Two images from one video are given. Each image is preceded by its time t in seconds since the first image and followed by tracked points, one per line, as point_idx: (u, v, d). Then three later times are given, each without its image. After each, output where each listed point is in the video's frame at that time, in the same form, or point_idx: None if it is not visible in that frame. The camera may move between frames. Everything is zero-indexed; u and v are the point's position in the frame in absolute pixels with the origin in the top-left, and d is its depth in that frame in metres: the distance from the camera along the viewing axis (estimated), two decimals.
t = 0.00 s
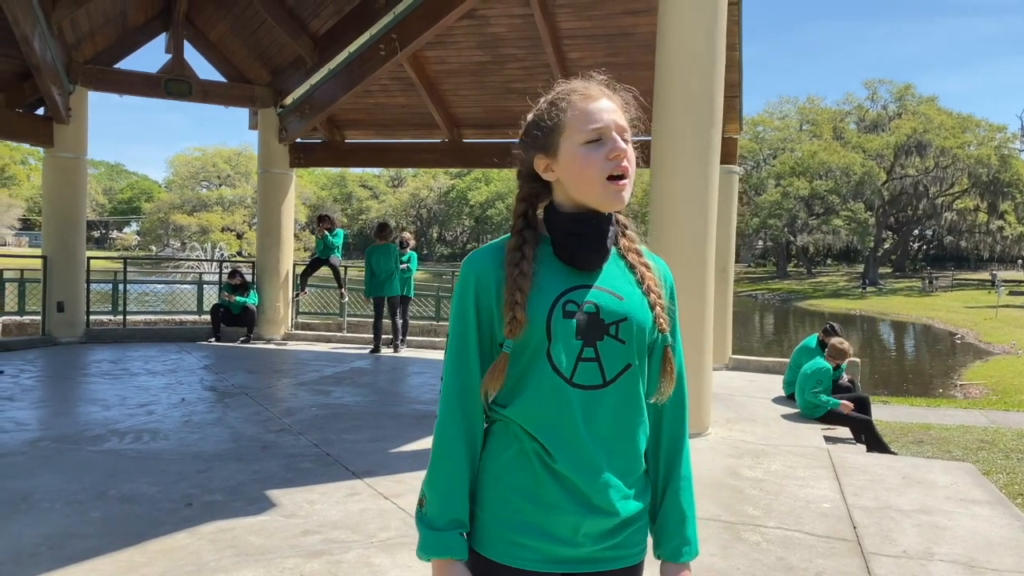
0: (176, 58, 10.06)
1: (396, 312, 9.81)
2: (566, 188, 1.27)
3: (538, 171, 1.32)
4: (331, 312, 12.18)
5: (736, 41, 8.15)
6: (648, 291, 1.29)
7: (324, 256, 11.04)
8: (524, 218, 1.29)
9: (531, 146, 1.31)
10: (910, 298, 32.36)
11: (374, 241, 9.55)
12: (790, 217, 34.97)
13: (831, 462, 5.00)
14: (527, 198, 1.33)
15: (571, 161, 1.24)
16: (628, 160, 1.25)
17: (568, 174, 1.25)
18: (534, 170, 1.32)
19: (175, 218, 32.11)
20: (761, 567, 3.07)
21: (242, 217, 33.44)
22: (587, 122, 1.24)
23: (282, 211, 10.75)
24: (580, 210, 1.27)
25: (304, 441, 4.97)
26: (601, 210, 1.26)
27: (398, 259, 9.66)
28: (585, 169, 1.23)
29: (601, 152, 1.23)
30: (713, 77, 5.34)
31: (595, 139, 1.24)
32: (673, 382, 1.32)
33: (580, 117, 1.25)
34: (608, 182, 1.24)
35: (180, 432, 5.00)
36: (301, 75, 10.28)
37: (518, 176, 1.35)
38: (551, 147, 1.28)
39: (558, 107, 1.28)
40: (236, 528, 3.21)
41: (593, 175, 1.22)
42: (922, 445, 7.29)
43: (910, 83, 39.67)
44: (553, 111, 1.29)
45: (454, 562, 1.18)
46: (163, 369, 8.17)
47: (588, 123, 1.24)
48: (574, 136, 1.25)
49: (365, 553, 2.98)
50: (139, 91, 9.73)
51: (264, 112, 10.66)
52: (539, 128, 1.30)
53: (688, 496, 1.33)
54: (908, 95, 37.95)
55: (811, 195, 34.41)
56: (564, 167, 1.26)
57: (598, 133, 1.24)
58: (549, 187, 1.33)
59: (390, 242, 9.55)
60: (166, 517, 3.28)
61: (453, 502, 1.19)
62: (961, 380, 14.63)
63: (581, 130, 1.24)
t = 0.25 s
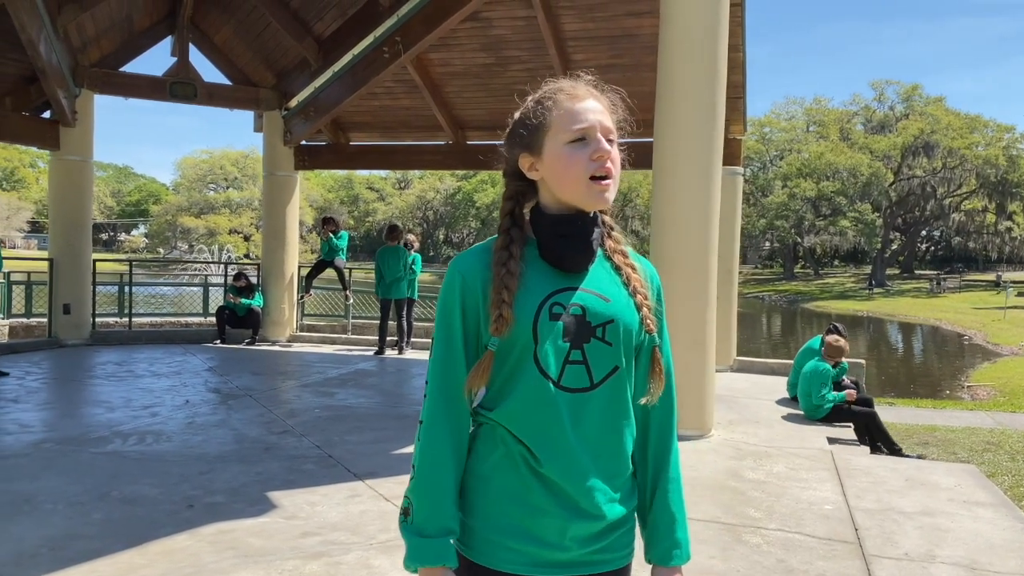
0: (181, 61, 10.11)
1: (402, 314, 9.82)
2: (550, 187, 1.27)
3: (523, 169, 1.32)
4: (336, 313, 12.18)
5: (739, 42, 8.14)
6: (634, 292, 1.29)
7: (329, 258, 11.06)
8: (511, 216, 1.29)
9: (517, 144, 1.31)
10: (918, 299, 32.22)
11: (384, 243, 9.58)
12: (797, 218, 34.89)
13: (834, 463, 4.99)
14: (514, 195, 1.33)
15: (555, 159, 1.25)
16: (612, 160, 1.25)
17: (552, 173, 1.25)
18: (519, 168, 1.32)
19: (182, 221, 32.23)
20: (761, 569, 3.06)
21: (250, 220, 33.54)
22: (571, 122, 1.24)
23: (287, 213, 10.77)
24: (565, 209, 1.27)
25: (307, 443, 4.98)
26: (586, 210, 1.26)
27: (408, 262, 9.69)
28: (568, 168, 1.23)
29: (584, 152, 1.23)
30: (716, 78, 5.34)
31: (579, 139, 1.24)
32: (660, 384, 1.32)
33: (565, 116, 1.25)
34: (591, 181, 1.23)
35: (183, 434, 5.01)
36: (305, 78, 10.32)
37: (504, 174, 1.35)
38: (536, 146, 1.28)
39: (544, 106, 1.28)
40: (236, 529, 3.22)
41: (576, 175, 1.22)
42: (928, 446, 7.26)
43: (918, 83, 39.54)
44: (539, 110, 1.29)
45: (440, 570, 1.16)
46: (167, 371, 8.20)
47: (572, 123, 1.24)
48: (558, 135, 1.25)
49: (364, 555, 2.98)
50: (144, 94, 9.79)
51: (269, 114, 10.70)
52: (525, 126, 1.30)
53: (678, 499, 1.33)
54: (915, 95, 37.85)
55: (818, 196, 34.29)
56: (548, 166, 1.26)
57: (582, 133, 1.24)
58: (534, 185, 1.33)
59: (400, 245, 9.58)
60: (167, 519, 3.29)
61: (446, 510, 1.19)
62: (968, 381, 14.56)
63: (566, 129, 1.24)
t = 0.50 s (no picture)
0: (188, 64, 10.18)
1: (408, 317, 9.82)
2: (536, 191, 1.27)
3: (509, 171, 1.32)
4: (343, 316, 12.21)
5: (744, 42, 8.13)
6: (619, 295, 1.29)
7: (334, 260, 11.08)
8: (498, 217, 1.29)
9: (503, 147, 1.32)
10: (927, 300, 32.05)
11: (395, 245, 9.59)
12: (805, 219, 34.78)
13: (839, 465, 4.97)
14: (501, 196, 1.33)
15: (540, 163, 1.25)
16: (597, 165, 1.25)
17: (536, 175, 1.25)
18: (506, 169, 1.33)
19: (191, 223, 32.38)
20: (762, 571, 3.06)
21: (258, 222, 33.66)
22: (557, 127, 1.24)
23: (293, 215, 10.81)
24: (551, 213, 1.27)
25: (310, 444, 5.00)
26: (570, 213, 1.26)
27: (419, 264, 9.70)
28: (552, 172, 1.23)
29: (569, 157, 1.23)
30: (720, 78, 5.33)
31: (564, 143, 1.24)
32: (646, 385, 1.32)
33: (550, 120, 1.25)
34: (575, 185, 1.24)
35: (187, 435, 5.03)
36: (311, 80, 10.36)
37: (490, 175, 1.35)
38: (522, 149, 1.28)
39: (531, 109, 1.28)
40: (238, 530, 3.23)
41: (560, 179, 1.22)
42: (934, 448, 7.23)
43: (927, 83, 39.39)
44: (526, 112, 1.29)
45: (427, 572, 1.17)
46: (173, 373, 8.23)
47: (558, 126, 1.24)
48: (544, 138, 1.25)
49: (365, 556, 2.99)
50: (151, 97, 9.85)
51: (275, 116, 10.74)
52: (511, 129, 1.30)
53: (667, 502, 1.33)
54: (924, 96, 37.74)
55: (826, 197, 34.15)
56: (533, 169, 1.26)
57: (567, 138, 1.24)
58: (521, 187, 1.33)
59: (411, 246, 9.59)
60: (170, 520, 3.31)
61: (435, 511, 1.19)
62: (978, 383, 14.47)
63: (551, 133, 1.24)
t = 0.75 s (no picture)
0: (195, 67, 10.23)
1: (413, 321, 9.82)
2: (522, 193, 1.28)
3: (496, 175, 1.34)
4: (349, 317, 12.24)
5: (749, 43, 8.11)
6: (606, 299, 1.29)
7: (340, 262, 11.11)
8: (484, 222, 1.30)
9: (487, 150, 1.33)
10: (938, 300, 31.85)
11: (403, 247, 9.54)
12: (814, 219, 34.62)
13: (843, 466, 4.95)
14: (488, 201, 1.35)
15: (524, 164, 1.25)
16: (582, 164, 1.26)
17: (521, 177, 1.26)
18: (492, 173, 1.34)
19: (200, 224, 32.53)
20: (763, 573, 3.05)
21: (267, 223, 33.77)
22: (539, 126, 1.25)
23: (300, 217, 10.84)
24: (539, 215, 1.28)
25: (314, 445, 5.01)
26: (556, 213, 1.26)
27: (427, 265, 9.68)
28: (536, 173, 1.24)
29: (552, 156, 1.24)
30: (723, 79, 5.32)
31: (547, 143, 1.25)
32: (631, 390, 1.32)
33: (532, 121, 1.26)
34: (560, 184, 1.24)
35: (192, 436, 5.06)
36: (317, 82, 10.39)
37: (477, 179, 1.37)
38: (506, 151, 1.30)
39: (513, 112, 1.30)
40: (240, 531, 3.25)
41: (544, 178, 1.23)
42: (941, 449, 7.20)
43: (937, 83, 39.17)
44: (509, 115, 1.30)
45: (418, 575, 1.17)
46: (180, 374, 8.27)
47: (540, 126, 1.25)
48: (527, 139, 1.26)
49: (366, 557, 3.00)
50: (158, 100, 9.91)
51: (281, 119, 10.78)
52: (495, 133, 1.32)
53: (647, 504, 1.36)
54: (934, 95, 37.55)
55: (835, 197, 34.00)
56: (518, 170, 1.27)
57: (549, 137, 1.25)
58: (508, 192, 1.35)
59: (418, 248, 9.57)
60: (172, 520, 3.33)
61: (423, 513, 1.19)
62: (988, 383, 14.39)
63: (533, 134, 1.25)
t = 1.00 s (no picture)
0: (203, 69, 10.28)
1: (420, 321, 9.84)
2: (510, 193, 1.29)
3: (484, 176, 1.35)
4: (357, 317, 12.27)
5: (756, 43, 8.09)
6: (595, 301, 1.31)
7: (347, 263, 11.13)
8: (473, 225, 1.32)
9: (476, 151, 1.35)
10: (949, 300, 31.64)
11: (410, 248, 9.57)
12: (824, 219, 34.45)
13: (849, 467, 4.93)
14: (476, 203, 1.36)
15: (513, 164, 1.27)
16: (570, 164, 1.27)
17: (509, 178, 1.28)
18: (481, 173, 1.35)
19: (211, 225, 32.70)
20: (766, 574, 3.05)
21: (277, 224, 33.91)
22: (527, 127, 1.27)
23: (307, 218, 10.88)
24: (529, 215, 1.29)
25: (320, 445, 5.03)
26: (545, 212, 1.28)
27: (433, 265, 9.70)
28: (525, 173, 1.25)
29: (541, 157, 1.25)
30: (728, 79, 5.31)
31: (536, 144, 1.27)
32: (620, 391, 1.34)
33: (520, 122, 1.28)
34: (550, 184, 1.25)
35: (198, 436, 5.10)
36: (325, 84, 10.43)
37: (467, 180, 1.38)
38: (495, 153, 1.31)
39: (502, 113, 1.32)
40: (244, 531, 3.26)
41: (533, 178, 1.24)
42: (950, 450, 7.15)
43: (948, 82, 38.92)
44: (498, 116, 1.32)
45: None
46: (188, 375, 8.32)
47: (529, 127, 1.27)
48: (516, 140, 1.28)
49: (368, 557, 3.01)
50: (166, 102, 9.96)
51: (289, 120, 10.82)
52: (483, 133, 1.33)
53: (642, 504, 1.35)
54: (944, 94, 37.32)
55: (845, 197, 33.83)
56: (506, 171, 1.28)
57: (538, 138, 1.26)
58: (495, 195, 1.37)
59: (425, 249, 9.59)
60: (177, 521, 3.35)
61: (413, 515, 1.20)
62: (1000, 384, 14.28)
63: (522, 134, 1.27)
